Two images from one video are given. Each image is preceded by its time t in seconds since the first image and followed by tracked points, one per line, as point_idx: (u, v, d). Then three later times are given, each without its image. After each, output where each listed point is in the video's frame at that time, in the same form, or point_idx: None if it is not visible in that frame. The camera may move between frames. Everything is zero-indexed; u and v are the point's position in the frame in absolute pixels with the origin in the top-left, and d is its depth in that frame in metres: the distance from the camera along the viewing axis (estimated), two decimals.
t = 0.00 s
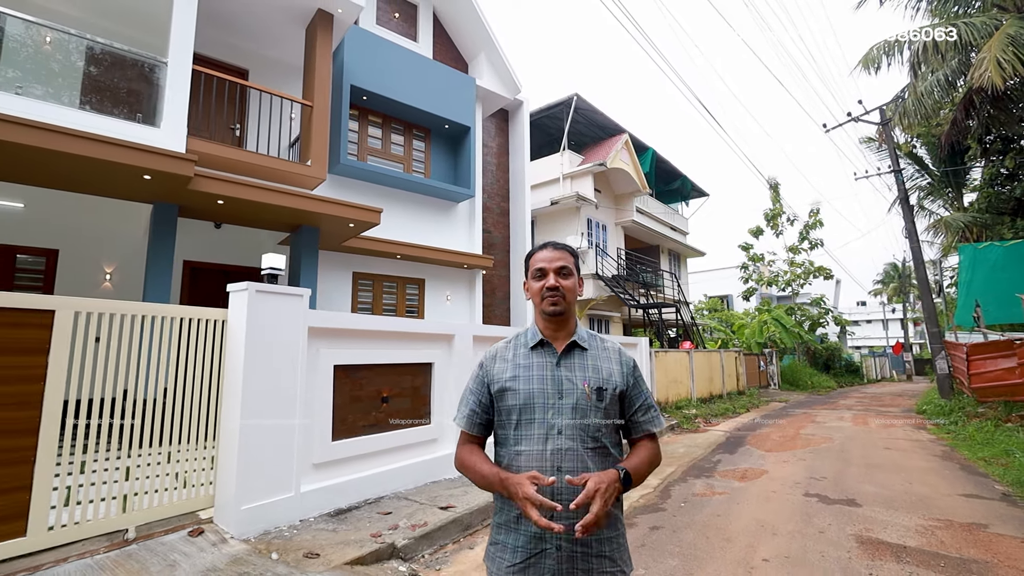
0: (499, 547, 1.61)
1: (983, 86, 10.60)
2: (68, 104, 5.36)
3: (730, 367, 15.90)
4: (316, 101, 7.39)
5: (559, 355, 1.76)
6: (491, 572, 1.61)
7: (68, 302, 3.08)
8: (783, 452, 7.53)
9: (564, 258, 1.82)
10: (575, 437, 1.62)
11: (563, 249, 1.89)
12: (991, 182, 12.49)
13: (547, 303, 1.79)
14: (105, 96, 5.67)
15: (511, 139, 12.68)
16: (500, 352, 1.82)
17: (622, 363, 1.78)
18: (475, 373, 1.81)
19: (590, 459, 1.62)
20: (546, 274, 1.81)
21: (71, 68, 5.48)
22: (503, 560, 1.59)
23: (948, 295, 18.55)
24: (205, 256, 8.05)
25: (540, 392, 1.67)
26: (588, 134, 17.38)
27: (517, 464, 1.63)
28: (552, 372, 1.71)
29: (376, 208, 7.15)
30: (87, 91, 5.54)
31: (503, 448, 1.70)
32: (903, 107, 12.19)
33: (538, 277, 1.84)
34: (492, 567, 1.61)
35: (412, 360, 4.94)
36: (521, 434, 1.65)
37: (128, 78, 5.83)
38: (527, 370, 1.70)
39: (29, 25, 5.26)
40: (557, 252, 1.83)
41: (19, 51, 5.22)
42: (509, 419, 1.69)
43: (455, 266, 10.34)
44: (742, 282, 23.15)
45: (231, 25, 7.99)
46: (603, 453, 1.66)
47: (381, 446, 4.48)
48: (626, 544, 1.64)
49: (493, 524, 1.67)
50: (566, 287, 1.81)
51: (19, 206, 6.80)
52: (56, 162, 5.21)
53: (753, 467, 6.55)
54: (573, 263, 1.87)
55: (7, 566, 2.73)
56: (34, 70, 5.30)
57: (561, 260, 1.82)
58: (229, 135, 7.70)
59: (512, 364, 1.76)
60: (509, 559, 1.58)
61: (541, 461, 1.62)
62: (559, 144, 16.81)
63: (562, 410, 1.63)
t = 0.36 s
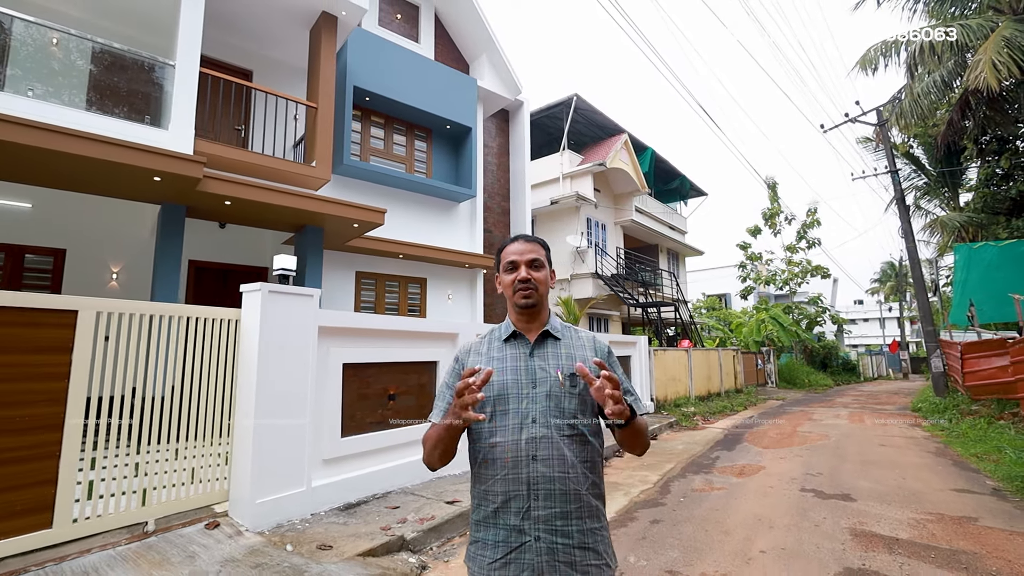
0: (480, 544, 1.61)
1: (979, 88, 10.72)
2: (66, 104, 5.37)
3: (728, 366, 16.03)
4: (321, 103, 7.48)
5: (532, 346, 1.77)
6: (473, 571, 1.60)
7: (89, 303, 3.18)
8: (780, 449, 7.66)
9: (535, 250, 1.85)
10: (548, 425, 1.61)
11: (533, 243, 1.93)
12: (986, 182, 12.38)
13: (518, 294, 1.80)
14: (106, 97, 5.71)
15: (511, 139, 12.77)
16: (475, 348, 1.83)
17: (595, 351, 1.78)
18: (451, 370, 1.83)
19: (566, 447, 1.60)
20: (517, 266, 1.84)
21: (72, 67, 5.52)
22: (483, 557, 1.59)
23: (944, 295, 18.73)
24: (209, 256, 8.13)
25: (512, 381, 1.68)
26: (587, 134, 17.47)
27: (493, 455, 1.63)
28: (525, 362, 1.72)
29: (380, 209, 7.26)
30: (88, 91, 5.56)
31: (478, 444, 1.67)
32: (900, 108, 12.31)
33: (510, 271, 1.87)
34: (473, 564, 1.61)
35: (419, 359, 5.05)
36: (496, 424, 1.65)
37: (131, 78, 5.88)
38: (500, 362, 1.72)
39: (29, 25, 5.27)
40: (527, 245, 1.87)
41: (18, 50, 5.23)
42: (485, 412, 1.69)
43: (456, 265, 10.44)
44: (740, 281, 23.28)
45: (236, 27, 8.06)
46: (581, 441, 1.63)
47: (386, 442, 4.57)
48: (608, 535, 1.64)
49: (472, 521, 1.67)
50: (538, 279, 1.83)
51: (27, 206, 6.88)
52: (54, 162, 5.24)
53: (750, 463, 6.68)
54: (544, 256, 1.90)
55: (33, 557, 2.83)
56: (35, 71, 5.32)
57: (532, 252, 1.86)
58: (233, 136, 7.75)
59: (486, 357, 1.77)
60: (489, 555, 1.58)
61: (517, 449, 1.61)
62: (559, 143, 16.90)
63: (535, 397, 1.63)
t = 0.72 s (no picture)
0: (471, 537, 1.66)
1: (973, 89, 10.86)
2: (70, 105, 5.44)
3: (726, 364, 16.18)
4: (325, 104, 7.58)
5: (520, 344, 1.72)
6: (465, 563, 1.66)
7: (108, 303, 3.29)
8: (776, 446, 7.79)
9: (524, 248, 1.78)
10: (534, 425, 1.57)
11: (524, 240, 1.86)
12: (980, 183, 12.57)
13: (508, 293, 1.75)
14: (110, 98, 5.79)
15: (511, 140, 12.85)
16: (469, 345, 1.82)
17: (587, 348, 1.68)
18: (447, 368, 1.84)
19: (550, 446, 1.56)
20: (507, 265, 1.78)
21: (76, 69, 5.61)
22: (472, 550, 1.64)
23: (939, 294, 18.91)
24: (213, 255, 8.22)
25: (499, 381, 1.65)
26: (586, 134, 17.57)
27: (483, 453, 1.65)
28: (514, 362, 1.68)
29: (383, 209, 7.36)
30: (92, 92, 5.63)
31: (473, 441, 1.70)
32: (895, 109, 12.44)
33: (500, 269, 1.81)
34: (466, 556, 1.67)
35: (423, 357, 5.16)
36: (486, 423, 1.65)
37: (133, 79, 5.95)
38: (489, 361, 1.70)
39: (30, 25, 5.32)
40: (517, 243, 1.80)
41: (20, 51, 5.29)
42: (475, 411, 1.69)
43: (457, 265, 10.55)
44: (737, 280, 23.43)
45: (240, 29, 8.15)
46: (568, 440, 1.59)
47: (391, 438, 4.67)
48: (597, 531, 1.63)
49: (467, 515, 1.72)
50: (526, 278, 1.76)
51: (34, 206, 6.96)
52: (58, 162, 5.32)
53: (747, 460, 6.81)
54: (535, 254, 1.83)
55: (56, 548, 2.94)
56: (36, 71, 5.38)
57: (521, 250, 1.79)
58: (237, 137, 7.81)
59: (478, 356, 1.75)
60: (477, 548, 1.62)
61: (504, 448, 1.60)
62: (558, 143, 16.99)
63: (520, 398, 1.59)
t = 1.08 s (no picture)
0: (476, 531, 1.67)
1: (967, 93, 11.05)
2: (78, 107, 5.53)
3: (723, 363, 16.34)
4: (330, 106, 7.69)
5: (526, 347, 1.67)
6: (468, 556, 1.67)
7: (129, 302, 3.41)
8: (773, 443, 7.94)
9: (537, 250, 1.69)
10: (533, 433, 1.53)
11: (539, 239, 1.77)
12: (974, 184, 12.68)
13: (517, 296, 1.68)
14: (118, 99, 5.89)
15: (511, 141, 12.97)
16: (478, 345, 1.81)
17: (594, 354, 1.59)
18: (458, 366, 1.84)
19: (549, 455, 1.52)
20: (519, 267, 1.70)
21: (84, 71, 5.69)
22: (473, 543, 1.64)
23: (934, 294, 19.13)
24: (218, 255, 8.32)
25: (503, 385, 1.63)
26: (585, 135, 17.70)
27: (486, 453, 1.64)
28: (518, 365, 1.64)
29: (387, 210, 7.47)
30: (100, 93, 5.73)
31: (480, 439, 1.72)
32: (891, 111, 12.64)
33: (512, 270, 1.73)
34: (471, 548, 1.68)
35: (429, 356, 5.29)
36: (488, 425, 1.64)
37: (139, 82, 6.03)
38: (493, 364, 1.67)
39: (38, 29, 5.41)
40: (531, 243, 1.71)
41: (27, 55, 5.38)
42: (480, 412, 1.68)
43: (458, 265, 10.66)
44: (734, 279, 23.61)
45: (245, 31, 8.25)
46: (570, 448, 1.54)
47: (398, 435, 4.78)
48: (596, 539, 1.56)
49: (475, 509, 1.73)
50: (539, 281, 1.69)
51: (43, 207, 7.04)
52: (65, 163, 5.40)
53: (744, 456, 6.95)
54: (549, 255, 1.74)
55: (82, 538, 3.07)
56: (43, 73, 5.46)
57: (536, 252, 1.70)
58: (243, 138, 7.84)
59: (484, 357, 1.74)
60: (478, 543, 1.62)
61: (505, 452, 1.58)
62: (558, 143, 17.12)
63: (521, 404, 1.56)
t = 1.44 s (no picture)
0: (472, 530, 1.60)
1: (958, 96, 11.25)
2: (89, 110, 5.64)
3: (719, 361, 16.54)
4: (334, 108, 7.80)
5: (541, 342, 1.62)
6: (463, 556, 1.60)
7: (152, 303, 3.57)
8: (768, 439, 8.11)
9: (573, 242, 1.64)
10: (540, 433, 1.47)
11: (576, 233, 1.72)
12: (966, 185, 12.88)
13: (540, 285, 1.63)
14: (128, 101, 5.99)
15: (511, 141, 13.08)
16: (491, 335, 1.76)
17: (612, 356, 1.52)
18: (468, 356, 1.80)
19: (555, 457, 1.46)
20: (551, 255, 1.65)
21: (92, 72, 5.78)
22: (469, 542, 1.57)
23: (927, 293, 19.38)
24: (222, 255, 8.43)
25: (512, 380, 1.58)
26: (583, 135, 17.84)
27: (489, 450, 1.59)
28: (530, 361, 1.58)
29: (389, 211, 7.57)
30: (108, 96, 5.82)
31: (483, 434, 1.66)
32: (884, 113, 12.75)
33: (541, 257, 1.67)
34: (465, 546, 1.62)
35: (435, 354, 5.43)
36: (493, 420, 1.59)
37: (146, 85, 6.12)
38: (504, 356, 1.62)
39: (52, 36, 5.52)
40: (568, 234, 1.67)
41: (39, 59, 5.46)
42: (486, 405, 1.63)
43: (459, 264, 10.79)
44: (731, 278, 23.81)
45: (249, 33, 8.35)
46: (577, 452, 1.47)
47: (404, 431, 4.90)
48: (599, 550, 1.47)
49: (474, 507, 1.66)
50: (568, 275, 1.64)
51: (50, 207, 7.14)
52: (73, 164, 5.48)
53: (740, 452, 7.12)
54: (583, 251, 1.69)
55: (108, 528, 3.23)
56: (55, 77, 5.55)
57: (570, 244, 1.65)
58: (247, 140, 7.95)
59: (496, 348, 1.69)
60: (474, 543, 1.56)
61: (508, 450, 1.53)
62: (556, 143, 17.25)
63: (530, 401, 1.51)
